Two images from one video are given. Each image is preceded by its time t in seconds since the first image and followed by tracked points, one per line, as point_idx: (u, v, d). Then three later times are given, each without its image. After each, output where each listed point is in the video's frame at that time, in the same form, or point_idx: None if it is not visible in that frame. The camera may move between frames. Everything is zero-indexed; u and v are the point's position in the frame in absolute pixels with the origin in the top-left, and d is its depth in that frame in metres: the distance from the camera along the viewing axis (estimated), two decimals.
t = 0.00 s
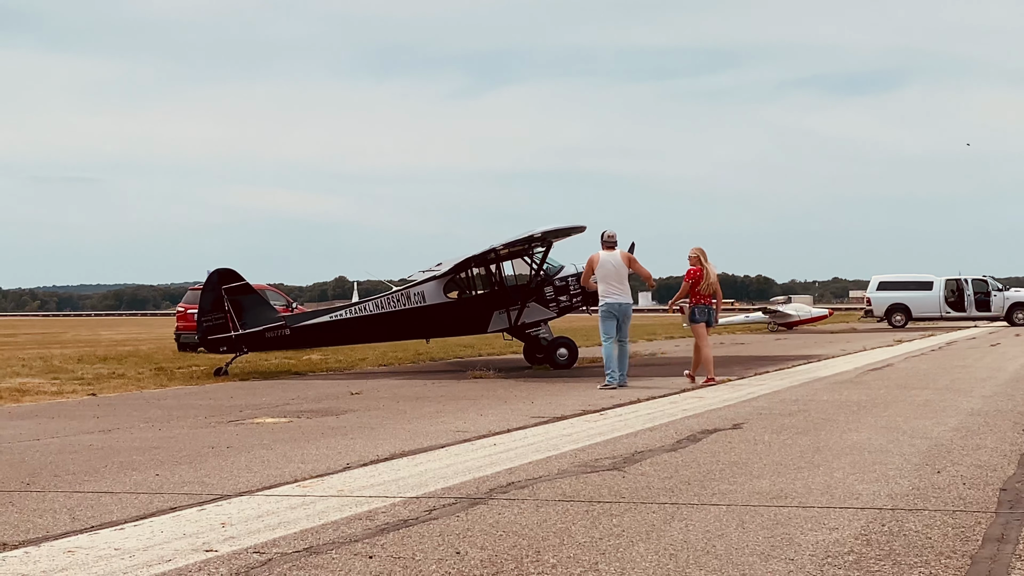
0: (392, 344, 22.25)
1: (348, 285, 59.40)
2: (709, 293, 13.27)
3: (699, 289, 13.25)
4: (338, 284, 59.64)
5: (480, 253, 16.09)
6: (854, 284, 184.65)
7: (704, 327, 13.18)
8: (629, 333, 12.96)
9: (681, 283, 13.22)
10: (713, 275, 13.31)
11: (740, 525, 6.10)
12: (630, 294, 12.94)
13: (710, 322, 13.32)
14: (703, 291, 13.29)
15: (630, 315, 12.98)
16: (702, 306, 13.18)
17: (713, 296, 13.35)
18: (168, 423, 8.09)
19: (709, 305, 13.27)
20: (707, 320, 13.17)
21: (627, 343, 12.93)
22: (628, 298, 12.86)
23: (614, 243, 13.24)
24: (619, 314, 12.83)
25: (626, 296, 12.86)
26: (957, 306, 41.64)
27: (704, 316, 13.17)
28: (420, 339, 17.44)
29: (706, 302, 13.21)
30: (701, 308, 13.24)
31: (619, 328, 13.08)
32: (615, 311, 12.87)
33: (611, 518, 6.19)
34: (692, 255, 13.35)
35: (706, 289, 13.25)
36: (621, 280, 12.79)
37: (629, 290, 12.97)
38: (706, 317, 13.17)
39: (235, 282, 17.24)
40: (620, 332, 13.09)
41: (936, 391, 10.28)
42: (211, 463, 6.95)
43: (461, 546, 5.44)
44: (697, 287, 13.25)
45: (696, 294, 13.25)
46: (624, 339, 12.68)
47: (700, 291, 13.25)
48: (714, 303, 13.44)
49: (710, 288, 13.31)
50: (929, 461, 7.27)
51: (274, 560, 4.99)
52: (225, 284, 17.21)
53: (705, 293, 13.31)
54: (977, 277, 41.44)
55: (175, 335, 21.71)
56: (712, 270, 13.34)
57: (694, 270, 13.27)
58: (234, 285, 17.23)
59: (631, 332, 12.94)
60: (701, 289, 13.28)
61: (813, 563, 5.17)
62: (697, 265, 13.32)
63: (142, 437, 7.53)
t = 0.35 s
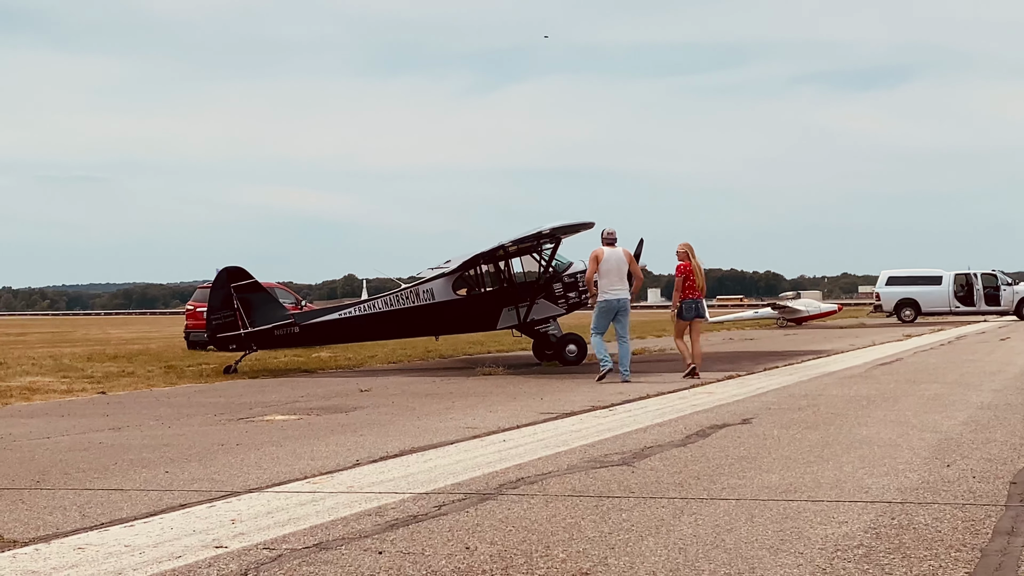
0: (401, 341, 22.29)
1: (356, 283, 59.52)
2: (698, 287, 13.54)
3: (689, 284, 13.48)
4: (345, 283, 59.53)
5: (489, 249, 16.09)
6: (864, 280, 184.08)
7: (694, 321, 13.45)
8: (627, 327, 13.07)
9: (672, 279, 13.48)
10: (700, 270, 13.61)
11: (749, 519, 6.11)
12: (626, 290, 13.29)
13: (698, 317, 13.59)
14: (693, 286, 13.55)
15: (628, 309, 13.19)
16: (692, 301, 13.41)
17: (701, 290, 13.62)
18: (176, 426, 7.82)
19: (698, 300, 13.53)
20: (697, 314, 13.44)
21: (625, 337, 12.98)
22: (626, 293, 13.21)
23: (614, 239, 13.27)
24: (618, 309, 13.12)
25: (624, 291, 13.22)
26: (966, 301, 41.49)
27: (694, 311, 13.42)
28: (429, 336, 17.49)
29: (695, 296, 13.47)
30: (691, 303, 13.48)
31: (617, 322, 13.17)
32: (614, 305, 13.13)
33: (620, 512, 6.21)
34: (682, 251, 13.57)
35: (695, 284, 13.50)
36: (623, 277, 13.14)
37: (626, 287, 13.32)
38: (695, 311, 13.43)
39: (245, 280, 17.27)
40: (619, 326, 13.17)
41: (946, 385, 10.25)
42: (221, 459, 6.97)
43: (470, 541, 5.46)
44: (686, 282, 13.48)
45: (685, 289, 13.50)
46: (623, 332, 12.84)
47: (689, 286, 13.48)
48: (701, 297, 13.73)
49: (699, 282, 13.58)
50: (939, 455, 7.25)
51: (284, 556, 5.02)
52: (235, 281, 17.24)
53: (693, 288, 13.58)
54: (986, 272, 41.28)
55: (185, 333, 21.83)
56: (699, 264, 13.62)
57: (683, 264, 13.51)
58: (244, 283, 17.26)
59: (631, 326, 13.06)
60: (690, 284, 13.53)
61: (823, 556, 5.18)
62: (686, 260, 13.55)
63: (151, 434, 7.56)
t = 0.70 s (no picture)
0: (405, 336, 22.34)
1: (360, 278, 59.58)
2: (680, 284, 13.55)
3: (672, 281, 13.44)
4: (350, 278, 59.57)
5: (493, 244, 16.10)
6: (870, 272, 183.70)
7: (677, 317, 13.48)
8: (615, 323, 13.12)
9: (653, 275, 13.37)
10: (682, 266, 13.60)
11: (753, 511, 6.12)
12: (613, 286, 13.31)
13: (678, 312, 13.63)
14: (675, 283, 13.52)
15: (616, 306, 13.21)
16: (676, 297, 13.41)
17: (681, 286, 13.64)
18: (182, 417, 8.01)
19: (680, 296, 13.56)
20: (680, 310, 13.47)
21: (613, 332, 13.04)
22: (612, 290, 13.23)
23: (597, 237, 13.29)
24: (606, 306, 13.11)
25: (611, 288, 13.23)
26: (971, 293, 41.40)
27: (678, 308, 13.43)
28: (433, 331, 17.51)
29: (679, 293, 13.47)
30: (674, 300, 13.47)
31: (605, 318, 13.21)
32: (602, 302, 13.15)
33: (624, 505, 6.23)
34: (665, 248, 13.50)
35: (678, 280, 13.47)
36: (609, 274, 13.14)
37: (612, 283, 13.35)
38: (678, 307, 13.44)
39: (247, 275, 17.20)
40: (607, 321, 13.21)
41: (949, 377, 10.23)
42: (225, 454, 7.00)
43: (474, 535, 5.48)
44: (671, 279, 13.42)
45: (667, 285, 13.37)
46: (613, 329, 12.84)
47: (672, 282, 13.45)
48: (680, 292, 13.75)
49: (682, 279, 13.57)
50: (942, 447, 7.24)
51: (288, 551, 5.04)
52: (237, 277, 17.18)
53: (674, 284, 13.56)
54: (990, 264, 41.19)
55: (188, 329, 21.91)
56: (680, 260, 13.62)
57: (666, 262, 13.42)
58: (246, 278, 17.20)
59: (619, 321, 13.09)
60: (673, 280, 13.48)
61: (826, 548, 5.18)
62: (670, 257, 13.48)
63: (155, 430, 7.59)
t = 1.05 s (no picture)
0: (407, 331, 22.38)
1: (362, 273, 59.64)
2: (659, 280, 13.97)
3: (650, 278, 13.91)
4: (352, 272, 59.69)
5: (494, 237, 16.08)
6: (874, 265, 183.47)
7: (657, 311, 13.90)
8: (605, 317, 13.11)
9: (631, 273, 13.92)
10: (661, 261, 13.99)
11: (755, 504, 6.13)
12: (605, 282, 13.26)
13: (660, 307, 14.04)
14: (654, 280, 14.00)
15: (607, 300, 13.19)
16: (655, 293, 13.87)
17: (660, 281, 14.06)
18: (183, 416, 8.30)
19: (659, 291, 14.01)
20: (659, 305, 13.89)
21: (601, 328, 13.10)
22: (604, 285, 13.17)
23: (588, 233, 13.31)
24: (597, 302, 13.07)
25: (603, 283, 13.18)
26: (973, 285, 41.34)
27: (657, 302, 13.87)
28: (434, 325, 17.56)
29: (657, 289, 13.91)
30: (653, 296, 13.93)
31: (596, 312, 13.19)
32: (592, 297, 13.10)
33: (626, 499, 6.23)
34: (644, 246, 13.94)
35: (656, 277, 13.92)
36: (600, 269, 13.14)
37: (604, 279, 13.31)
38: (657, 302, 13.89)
39: (249, 271, 17.24)
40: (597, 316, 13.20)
41: (951, 369, 10.22)
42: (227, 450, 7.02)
43: (476, 529, 5.49)
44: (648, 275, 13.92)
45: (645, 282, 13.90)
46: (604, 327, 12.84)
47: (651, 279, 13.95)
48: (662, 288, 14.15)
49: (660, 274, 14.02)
50: (944, 439, 7.24)
51: (290, 545, 5.05)
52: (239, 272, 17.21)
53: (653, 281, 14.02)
54: (993, 256, 41.14)
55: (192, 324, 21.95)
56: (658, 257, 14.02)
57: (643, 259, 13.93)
58: (248, 274, 17.24)
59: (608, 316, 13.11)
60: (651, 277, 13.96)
61: (828, 540, 5.18)
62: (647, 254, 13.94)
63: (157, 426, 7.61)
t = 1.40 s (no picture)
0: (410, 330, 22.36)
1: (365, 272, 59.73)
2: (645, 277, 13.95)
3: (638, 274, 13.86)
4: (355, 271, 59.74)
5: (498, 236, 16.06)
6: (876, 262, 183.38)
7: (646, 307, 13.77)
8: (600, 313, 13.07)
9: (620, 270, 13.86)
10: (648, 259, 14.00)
11: (759, 501, 6.12)
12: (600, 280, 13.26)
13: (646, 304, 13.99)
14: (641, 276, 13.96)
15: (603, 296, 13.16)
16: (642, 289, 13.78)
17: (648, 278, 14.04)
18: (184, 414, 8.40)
19: (646, 288, 13.97)
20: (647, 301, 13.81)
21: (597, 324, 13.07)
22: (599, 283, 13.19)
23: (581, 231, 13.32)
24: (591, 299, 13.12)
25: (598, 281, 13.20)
26: (976, 282, 41.34)
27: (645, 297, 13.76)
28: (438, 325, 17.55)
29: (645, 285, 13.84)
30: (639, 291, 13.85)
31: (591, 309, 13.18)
32: (587, 295, 13.10)
33: (630, 497, 6.23)
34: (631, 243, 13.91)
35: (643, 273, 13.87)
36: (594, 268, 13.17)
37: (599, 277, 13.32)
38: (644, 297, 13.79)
39: (253, 270, 17.28)
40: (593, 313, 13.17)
41: (955, 366, 10.22)
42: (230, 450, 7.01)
43: (481, 527, 5.48)
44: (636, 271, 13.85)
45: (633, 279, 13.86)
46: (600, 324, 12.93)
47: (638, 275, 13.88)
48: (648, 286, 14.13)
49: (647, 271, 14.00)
50: (948, 436, 7.23)
51: (294, 544, 5.05)
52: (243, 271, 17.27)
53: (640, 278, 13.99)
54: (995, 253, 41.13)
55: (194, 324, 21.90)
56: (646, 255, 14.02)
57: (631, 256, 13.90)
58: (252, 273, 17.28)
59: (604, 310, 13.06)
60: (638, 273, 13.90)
61: (832, 538, 5.18)
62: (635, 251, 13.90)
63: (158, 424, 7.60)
